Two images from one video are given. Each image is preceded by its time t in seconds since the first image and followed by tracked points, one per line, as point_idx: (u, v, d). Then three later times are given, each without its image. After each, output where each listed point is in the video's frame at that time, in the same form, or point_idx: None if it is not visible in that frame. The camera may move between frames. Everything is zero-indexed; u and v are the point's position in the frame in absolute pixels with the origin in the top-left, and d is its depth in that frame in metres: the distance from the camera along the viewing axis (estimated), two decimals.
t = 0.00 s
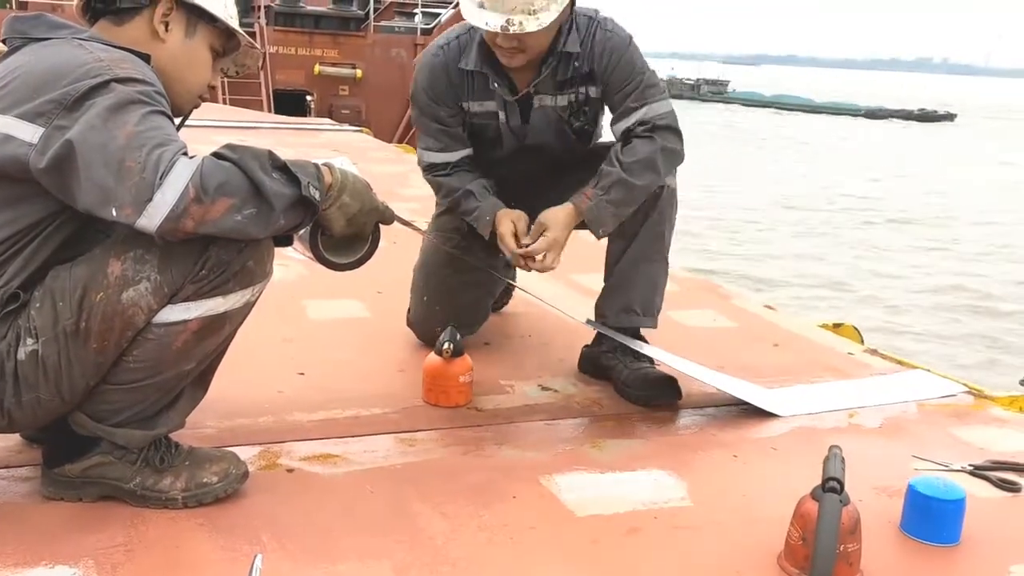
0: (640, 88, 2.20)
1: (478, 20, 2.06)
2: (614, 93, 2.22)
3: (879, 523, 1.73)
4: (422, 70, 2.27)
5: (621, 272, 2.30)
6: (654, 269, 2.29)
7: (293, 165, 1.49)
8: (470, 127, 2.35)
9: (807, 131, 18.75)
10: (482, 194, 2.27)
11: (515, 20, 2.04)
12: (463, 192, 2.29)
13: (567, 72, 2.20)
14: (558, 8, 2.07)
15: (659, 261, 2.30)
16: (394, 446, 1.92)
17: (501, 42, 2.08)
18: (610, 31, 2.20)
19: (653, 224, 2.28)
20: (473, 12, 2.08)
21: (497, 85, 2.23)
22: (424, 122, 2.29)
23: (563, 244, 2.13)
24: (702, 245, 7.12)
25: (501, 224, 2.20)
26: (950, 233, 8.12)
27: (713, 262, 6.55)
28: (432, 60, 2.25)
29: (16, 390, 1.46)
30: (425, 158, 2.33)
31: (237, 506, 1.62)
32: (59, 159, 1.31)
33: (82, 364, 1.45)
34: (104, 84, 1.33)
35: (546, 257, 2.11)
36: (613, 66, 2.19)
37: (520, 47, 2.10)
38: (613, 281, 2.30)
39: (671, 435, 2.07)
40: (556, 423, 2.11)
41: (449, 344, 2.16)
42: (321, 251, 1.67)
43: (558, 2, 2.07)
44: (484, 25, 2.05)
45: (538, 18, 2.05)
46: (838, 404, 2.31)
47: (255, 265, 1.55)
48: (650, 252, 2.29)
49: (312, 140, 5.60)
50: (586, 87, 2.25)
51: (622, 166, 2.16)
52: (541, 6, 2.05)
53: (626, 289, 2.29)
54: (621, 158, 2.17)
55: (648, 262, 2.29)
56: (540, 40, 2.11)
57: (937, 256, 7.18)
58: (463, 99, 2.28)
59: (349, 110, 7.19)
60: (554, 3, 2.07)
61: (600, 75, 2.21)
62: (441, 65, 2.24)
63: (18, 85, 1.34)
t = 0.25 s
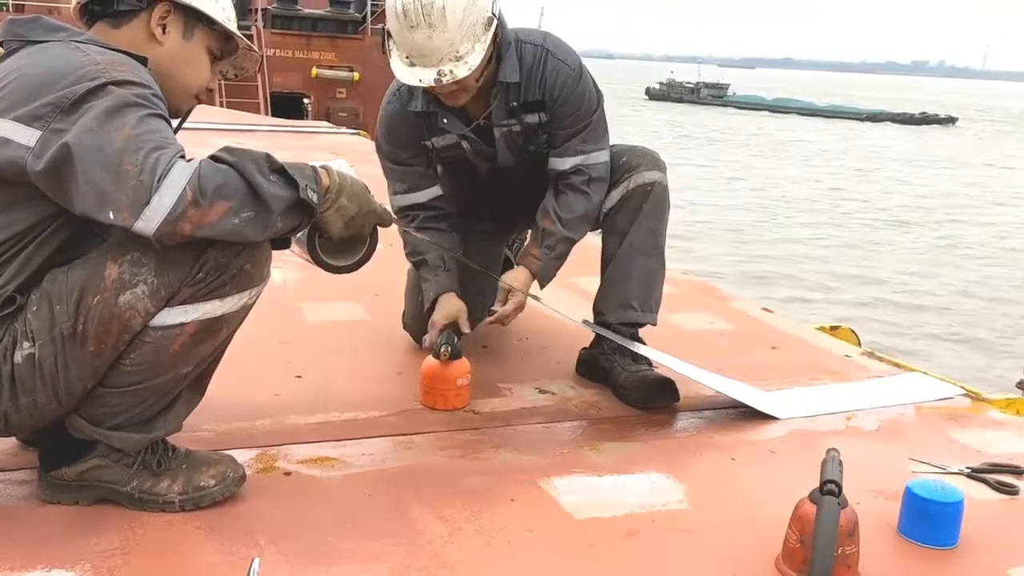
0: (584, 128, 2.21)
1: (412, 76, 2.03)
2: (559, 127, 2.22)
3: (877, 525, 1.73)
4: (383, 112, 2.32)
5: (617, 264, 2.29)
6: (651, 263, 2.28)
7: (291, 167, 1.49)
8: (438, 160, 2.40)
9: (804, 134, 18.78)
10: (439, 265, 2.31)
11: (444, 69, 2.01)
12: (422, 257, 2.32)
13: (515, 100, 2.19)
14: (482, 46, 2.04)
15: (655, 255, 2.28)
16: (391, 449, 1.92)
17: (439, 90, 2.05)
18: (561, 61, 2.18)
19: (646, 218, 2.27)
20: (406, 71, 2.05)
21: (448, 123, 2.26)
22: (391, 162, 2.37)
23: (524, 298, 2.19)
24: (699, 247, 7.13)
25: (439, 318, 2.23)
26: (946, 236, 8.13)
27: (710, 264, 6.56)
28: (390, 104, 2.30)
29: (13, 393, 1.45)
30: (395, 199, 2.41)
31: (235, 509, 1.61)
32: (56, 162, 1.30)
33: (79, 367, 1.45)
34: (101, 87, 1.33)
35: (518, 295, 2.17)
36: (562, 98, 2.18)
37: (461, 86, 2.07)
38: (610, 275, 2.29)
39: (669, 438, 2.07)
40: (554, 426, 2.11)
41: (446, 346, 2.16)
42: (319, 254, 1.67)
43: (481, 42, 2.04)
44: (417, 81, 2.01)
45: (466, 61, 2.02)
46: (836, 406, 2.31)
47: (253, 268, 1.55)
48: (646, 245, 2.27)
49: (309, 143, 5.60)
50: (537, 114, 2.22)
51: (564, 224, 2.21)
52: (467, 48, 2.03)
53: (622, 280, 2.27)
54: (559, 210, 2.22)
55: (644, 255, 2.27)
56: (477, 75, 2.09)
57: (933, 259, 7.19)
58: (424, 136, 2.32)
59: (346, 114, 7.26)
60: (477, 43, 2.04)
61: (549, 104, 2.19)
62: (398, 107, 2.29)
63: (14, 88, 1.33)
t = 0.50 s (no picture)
0: (573, 138, 2.22)
1: (396, 103, 2.00)
2: (548, 137, 2.22)
3: (876, 529, 1.73)
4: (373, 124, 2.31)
5: (611, 267, 2.29)
6: (644, 264, 2.29)
7: (289, 170, 1.49)
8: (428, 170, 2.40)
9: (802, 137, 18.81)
10: (424, 274, 2.34)
11: (425, 92, 1.98)
12: (409, 267, 2.36)
13: (505, 109, 2.19)
14: (459, 63, 2.01)
15: (649, 256, 2.30)
16: (390, 452, 1.91)
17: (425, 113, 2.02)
18: (550, 71, 2.19)
19: (638, 219, 2.29)
20: (389, 99, 2.02)
21: (437, 134, 2.24)
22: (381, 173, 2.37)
23: (530, 318, 2.16)
24: (698, 250, 7.13)
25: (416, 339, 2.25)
26: (945, 239, 8.14)
27: (708, 267, 6.56)
28: (381, 115, 2.29)
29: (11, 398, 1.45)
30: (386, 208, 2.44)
31: (233, 513, 1.61)
32: (55, 166, 1.30)
33: (78, 370, 1.44)
34: (99, 90, 1.33)
35: (523, 314, 2.15)
36: (551, 108, 2.18)
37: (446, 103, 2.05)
38: (604, 279, 2.29)
39: (668, 441, 2.07)
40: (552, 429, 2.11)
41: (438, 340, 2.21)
42: (318, 257, 1.66)
43: (458, 59, 2.01)
44: (401, 107, 1.99)
45: (447, 80, 1.99)
46: (835, 410, 2.31)
47: (251, 271, 1.55)
48: (639, 246, 2.28)
49: (307, 146, 5.60)
50: (527, 123, 2.22)
51: (558, 241, 2.22)
52: (444, 68, 1.99)
53: (616, 282, 2.27)
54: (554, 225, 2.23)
55: (637, 256, 2.28)
56: (461, 91, 2.07)
57: (932, 262, 7.20)
58: (413, 147, 2.31)
59: (345, 116, 7.31)
60: (454, 61, 2.01)
61: (539, 114, 2.19)
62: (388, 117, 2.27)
63: (13, 91, 1.33)
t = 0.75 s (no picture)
0: (574, 152, 2.21)
1: (398, 122, 2.01)
2: (549, 150, 2.21)
3: (876, 531, 1.73)
4: (371, 131, 2.31)
5: (601, 268, 2.29)
6: (632, 264, 2.28)
7: (289, 171, 1.49)
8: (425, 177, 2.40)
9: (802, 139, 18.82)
10: (412, 277, 2.32)
11: (426, 111, 1.98)
12: (398, 270, 2.34)
13: (506, 123, 2.19)
14: (459, 80, 2.01)
15: (638, 256, 2.28)
16: (390, 454, 1.91)
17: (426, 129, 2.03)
18: (551, 85, 2.18)
19: (627, 219, 2.28)
20: (391, 116, 2.03)
21: (436, 145, 2.25)
22: (377, 180, 2.37)
23: (535, 334, 2.10)
24: (698, 252, 7.13)
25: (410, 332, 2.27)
26: (944, 240, 8.14)
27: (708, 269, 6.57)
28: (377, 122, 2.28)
29: (10, 400, 1.45)
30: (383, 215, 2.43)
31: (232, 515, 1.61)
32: (55, 168, 1.30)
33: (78, 371, 1.44)
34: (99, 92, 1.33)
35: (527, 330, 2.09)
36: (552, 121, 2.18)
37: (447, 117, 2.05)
38: (596, 278, 2.29)
39: (668, 443, 2.07)
40: (552, 431, 2.11)
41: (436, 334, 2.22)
42: (318, 257, 1.66)
43: (458, 76, 2.01)
44: (402, 125, 2.01)
45: (447, 98, 1.99)
46: (835, 411, 2.31)
47: (251, 272, 1.55)
48: (628, 246, 2.27)
49: (307, 147, 5.61)
50: (526, 136, 2.22)
51: (559, 255, 2.19)
52: (445, 86, 1.99)
53: (605, 282, 2.28)
54: (553, 238, 2.20)
55: (625, 256, 2.27)
56: (461, 105, 2.07)
57: (931, 263, 7.20)
58: (411, 154, 2.30)
59: (345, 117, 7.34)
60: (454, 78, 2.00)
61: (539, 127, 2.19)
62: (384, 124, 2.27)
63: (13, 93, 1.33)
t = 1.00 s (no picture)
0: (575, 168, 2.21)
1: (397, 137, 2.04)
2: (551, 166, 2.20)
3: (876, 532, 1.73)
4: (371, 137, 2.30)
5: (599, 269, 2.29)
6: (630, 265, 2.28)
7: (289, 173, 1.50)
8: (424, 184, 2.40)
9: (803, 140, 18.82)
10: (408, 278, 2.34)
11: (424, 128, 1.99)
12: (395, 270, 2.36)
13: (506, 138, 2.18)
14: (458, 96, 2.00)
15: (637, 256, 2.28)
16: (390, 455, 1.91)
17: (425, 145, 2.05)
18: (552, 102, 2.17)
19: (626, 220, 2.27)
20: (390, 132, 2.06)
21: (435, 157, 2.25)
22: (377, 186, 2.37)
23: (523, 349, 2.09)
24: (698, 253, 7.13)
25: (407, 331, 2.27)
26: (945, 241, 8.14)
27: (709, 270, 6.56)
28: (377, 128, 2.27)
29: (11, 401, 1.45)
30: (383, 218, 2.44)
31: (232, 516, 1.61)
32: (55, 170, 1.30)
33: (79, 373, 1.44)
34: (100, 95, 1.33)
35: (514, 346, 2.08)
36: (553, 138, 2.17)
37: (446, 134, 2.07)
38: (595, 279, 2.30)
39: (668, 444, 2.07)
40: (552, 432, 2.11)
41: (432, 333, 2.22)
42: (318, 258, 1.66)
43: (457, 93, 2.00)
44: (401, 141, 2.03)
45: (446, 115, 1.99)
46: (836, 412, 2.31)
47: (252, 274, 1.55)
48: (626, 247, 2.27)
49: (308, 148, 5.61)
50: (526, 151, 2.21)
51: (559, 270, 2.20)
52: (443, 103, 1.99)
53: (603, 283, 2.28)
54: (551, 254, 2.20)
55: (623, 257, 2.27)
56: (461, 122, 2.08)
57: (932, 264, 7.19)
58: (410, 162, 2.30)
59: (346, 118, 7.35)
60: (453, 95, 2.00)
61: (539, 143, 2.18)
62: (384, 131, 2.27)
63: (12, 95, 1.33)
